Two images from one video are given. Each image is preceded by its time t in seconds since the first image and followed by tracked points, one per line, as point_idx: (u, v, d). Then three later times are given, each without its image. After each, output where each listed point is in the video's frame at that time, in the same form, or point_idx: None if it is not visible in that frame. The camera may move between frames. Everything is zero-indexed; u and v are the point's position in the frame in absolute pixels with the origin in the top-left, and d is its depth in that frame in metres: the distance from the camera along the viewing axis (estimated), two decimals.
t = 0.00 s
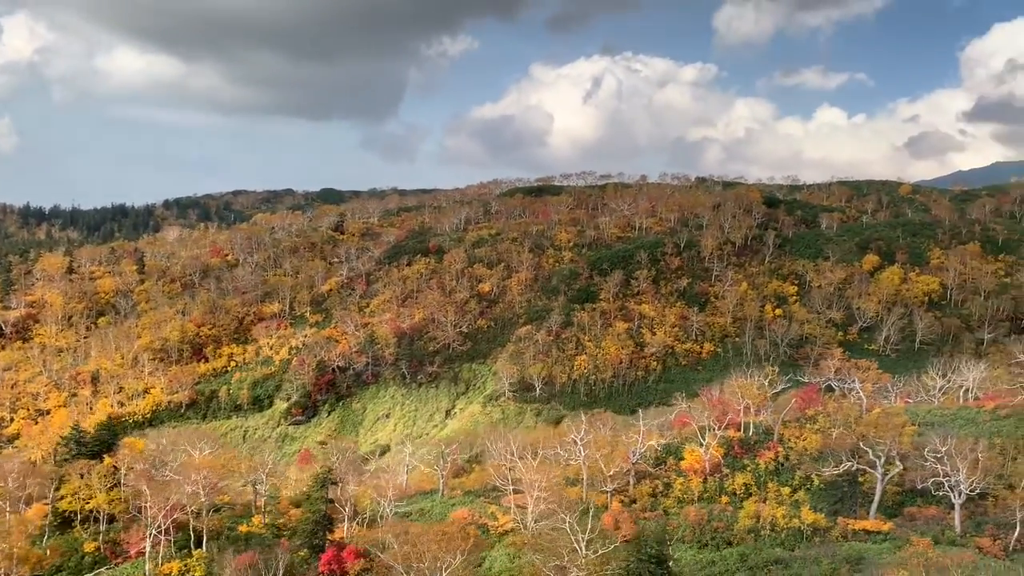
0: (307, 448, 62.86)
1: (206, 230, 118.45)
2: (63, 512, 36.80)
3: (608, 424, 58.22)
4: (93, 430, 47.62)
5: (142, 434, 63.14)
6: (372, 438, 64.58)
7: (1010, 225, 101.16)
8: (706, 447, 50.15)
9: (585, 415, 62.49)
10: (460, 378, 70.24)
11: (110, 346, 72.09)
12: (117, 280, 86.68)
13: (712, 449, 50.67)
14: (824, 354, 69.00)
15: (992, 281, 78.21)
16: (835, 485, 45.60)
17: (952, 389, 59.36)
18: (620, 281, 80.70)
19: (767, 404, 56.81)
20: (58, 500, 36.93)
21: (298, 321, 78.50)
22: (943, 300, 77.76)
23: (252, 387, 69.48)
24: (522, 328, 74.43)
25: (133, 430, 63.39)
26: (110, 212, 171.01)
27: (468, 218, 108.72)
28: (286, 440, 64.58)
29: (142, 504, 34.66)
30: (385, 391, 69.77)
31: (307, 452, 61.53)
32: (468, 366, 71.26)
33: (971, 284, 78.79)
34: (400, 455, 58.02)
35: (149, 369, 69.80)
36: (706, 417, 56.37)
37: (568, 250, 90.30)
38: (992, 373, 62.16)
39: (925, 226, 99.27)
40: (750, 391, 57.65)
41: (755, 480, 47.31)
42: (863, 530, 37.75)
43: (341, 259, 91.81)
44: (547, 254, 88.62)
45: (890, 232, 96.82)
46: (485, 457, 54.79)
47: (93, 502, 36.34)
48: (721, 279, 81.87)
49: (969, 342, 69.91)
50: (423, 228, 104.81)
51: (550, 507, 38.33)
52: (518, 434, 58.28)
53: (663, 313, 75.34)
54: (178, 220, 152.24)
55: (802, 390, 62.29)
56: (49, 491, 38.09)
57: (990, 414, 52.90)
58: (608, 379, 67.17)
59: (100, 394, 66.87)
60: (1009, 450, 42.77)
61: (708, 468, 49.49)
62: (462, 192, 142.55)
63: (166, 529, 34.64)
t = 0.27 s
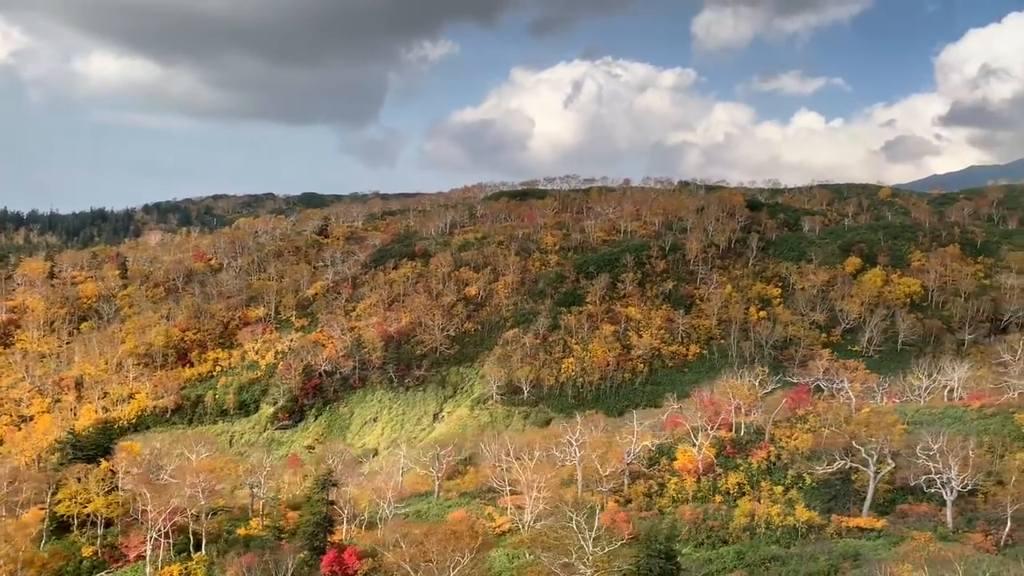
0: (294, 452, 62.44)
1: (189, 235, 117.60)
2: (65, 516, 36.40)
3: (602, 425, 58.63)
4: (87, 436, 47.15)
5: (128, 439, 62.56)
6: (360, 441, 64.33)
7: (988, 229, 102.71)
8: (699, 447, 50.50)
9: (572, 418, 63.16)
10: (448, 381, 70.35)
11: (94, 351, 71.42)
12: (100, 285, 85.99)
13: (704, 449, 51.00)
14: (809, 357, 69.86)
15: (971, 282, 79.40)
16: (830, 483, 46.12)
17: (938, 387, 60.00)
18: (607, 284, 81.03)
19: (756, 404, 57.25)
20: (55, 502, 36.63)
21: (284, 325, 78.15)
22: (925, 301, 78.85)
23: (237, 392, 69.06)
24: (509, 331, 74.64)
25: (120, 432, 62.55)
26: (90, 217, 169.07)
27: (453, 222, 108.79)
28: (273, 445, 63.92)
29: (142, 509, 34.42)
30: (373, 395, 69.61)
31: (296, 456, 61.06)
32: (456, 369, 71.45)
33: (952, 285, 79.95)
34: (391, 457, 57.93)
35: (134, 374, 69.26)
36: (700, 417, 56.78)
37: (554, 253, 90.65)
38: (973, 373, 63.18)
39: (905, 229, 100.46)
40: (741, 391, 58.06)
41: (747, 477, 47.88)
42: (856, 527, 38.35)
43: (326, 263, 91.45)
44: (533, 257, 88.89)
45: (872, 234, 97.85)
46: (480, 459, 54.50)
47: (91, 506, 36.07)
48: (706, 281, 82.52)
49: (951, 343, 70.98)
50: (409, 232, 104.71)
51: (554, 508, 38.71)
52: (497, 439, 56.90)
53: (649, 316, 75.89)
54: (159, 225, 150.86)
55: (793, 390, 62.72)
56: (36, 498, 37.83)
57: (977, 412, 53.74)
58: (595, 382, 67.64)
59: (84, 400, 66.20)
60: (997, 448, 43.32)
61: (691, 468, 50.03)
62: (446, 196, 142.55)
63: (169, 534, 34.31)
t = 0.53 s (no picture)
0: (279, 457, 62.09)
1: (170, 238, 116.51)
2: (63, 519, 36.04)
3: (593, 425, 59.01)
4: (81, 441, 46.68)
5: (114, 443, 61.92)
6: (345, 445, 63.98)
7: (965, 231, 104.40)
8: (690, 446, 50.92)
9: (559, 420, 63.94)
10: (434, 384, 70.37)
11: (75, 356, 70.68)
12: (81, 288, 85.08)
13: (695, 448, 51.59)
14: (790, 358, 70.78)
15: (950, 284, 80.70)
16: (822, 481, 46.75)
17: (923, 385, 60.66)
18: (592, 286, 81.40)
19: (746, 403, 57.51)
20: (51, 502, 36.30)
21: (268, 329, 77.76)
22: (905, 302, 79.93)
23: (223, 396, 68.60)
24: (495, 334, 74.84)
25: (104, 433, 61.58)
26: (66, 221, 166.68)
27: (438, 225, 108.75)
28: (259, 449, 63.91)
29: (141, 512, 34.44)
30: (359, 398, 69.39)
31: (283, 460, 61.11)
32: (442, 372, 71.51)
33: (931, 287, 81.25)
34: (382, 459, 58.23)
35: (117, 379, 68.57)
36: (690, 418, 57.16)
37: (540, 256, 90.92)
38: (955, 373, 64.18)
39: (885, 231, 101.68)
40: (730, 391, 58.44)
41: (738, 475, 48.26)
42: (847, 524, 38.93)
43: (310, 266, 90.99)
44: (518, 259, 89.12)
45: (852, 236, 98.96)
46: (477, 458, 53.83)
47: (88, 509, 35.67)
48: (690, 283, 83.18)
49: (930, 343, 72.21)
50: (392, 235, 104.50)
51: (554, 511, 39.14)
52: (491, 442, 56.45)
53: (634, 318, 76.38)
54: (138, 229, 149.14)
55: (782, 390, 63.27)
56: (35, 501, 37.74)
57: (961, 411, 54.64)
58: (582, 383, 68.02)
59: (66, 405, 65.38)
60: (984, 446, 44.03)
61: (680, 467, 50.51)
62: (430, 200, 142.36)
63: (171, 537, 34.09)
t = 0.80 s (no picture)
0: (263, 460, 61.95)
1: (148, 242, 115.29)
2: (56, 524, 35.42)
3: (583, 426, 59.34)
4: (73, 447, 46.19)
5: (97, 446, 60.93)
6: (328, 448, 63.60)
7: (941, 232, 106.13)
8: (680, 444, 50.76)
9: (544, 421, 64.17)
10: (418, 387, 70.29)
11: (54, 362, 69.94)
12: (59, 293, 84.09)
13: (686, 447, 51.29)
14: (770, 359, 71.73)
15: (927, 284, 82.12)
16: (813, 478, 47.44)
17: (905, 385, 61.65)
18: (575, 289, 81.84)
19: (733, 402, 57.80)
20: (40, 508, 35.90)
21: (250, 332, 77.25)
22: (883, 303, 81.15)
23: (205, 400, 68.16)
24: (479, 336, 74.96)
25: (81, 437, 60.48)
26: (40, 225, 164.15)
27: (420, 228, 108.64)
28: (241, 452, 63.19)
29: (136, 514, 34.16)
30: (342, 401, 69.00)
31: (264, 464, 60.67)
32: (426, 375, 71.45)
33: (908, 287, 82.61)
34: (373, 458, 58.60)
35: (97, 384, 67.89)
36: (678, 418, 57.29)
37: (523, 259, 91.19)
38: (936, 371, 65.28)
39: (863, 232, 103.00)
40: (718, 390, 59.01)
41: (728, 474, 48.38)
42: (835, 520, 39.58)
43: (292, 269, 90.43)
44: (501, 262, 89.33)
45: (830, 238, 100.16)
46: (470, 459, 52.45)
47: (82, 511, 35.24)
48: (672, 285, 83.88)
49: (909, 343, 73.66)
50: (374, 238, 104.19)
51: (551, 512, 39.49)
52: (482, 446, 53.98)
53: (617, 319, 76.86)
54: (115, 233, 147.29)
55: (768, 390, 63.99)
56: (25, 508, 37.08)
57: (945, 408, 55.65)
58: (566, 384, 68.39)
59: (46, 410, 64.55)
60: (968, 441, 44.81)
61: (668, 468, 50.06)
62: (411, 203, 142.07)
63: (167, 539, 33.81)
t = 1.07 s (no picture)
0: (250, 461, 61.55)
1: (128, 245, 113.95)
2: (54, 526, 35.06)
3: (575, 423, 59.57)
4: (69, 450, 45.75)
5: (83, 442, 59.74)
6: (314, 450, 63.26)
7: (919, 229, 107.58)
8: (672, 440, 51.33)
9: (531, 421, 64.61)
10: (404, 387, 70.26)
11: (36, 366, 69.26)
12: (38, 296, 83.01)
13: (678, 442, 51.89)
14: (754, 356, 72.32)
15: (906, 281, 83.28)
16: (805, 471, 48.10)
17: (890, 379, 62.60)
18: (560, 288, 82.14)
19: (722, 398, 58.20)
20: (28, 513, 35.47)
21: (234, 334, 76.78)
22: (864, 299, 82.14)
23: (190, 403, 67.87)
24: (465, 336, 75.05)
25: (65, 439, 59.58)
26: (14, 229, 161.32)
27: (404, 228, 108.37)
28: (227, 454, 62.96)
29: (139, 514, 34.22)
30: (328, 402, 68.73)
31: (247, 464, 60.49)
32: (413, 375, 71.42)
33: (888, 283, 83.70)
34: (369, 455, 59.17)
35: (79, 388, 67.21)
36: (667, 414, 57.76)
37: (507, 258, 91.33)
38: (921, 365, 66.27)
39: (843, 229, 103.99)
40: (708, 386, 59.62)
41: (719, 468, 48.95)
42: (826, 512, 40.25)
43: (275, 270, 89.87)
44: (486, 262, 89.42)
45: (811, 235, 101.16)
46: (464, 457, 52.41)
47: (82, 513, 35.10)
48: (656, 283, 84.39)
49: (890, 338, 74.65)
50: (358, 239, 103.83)
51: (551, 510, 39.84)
52: (468, 443, 55.00)
53: (602, 318, 77.25)
54: (93, 235, 145.22)
55: (758, 385, 65.19)
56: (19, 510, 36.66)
57: (932, 401, 56.50)
58: (553, 383, 68.68)
59: (28, 414, 63.66)
60: (953, 433, 45.52)
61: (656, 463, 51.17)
62: (394, 204, 141.56)
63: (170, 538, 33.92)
